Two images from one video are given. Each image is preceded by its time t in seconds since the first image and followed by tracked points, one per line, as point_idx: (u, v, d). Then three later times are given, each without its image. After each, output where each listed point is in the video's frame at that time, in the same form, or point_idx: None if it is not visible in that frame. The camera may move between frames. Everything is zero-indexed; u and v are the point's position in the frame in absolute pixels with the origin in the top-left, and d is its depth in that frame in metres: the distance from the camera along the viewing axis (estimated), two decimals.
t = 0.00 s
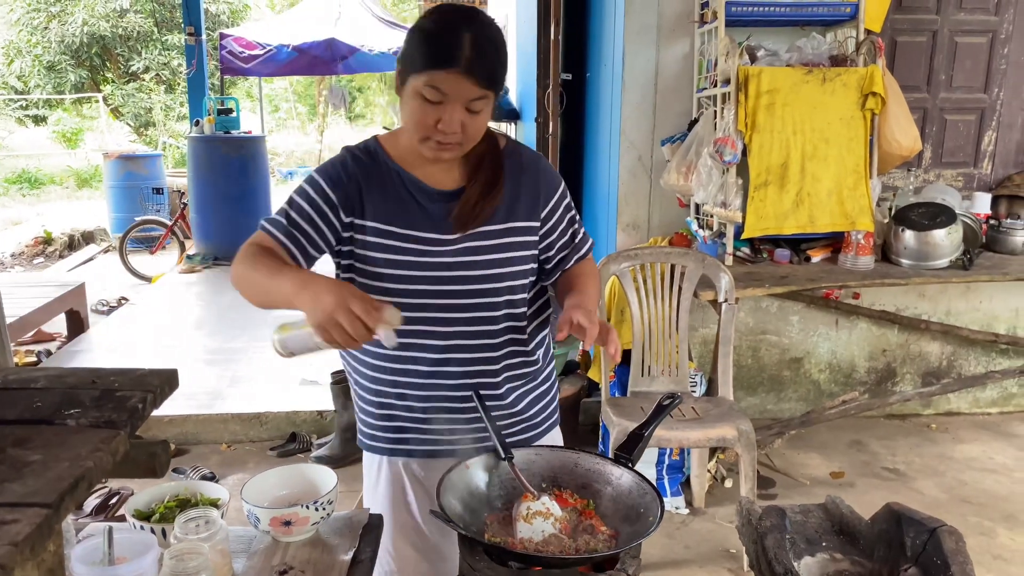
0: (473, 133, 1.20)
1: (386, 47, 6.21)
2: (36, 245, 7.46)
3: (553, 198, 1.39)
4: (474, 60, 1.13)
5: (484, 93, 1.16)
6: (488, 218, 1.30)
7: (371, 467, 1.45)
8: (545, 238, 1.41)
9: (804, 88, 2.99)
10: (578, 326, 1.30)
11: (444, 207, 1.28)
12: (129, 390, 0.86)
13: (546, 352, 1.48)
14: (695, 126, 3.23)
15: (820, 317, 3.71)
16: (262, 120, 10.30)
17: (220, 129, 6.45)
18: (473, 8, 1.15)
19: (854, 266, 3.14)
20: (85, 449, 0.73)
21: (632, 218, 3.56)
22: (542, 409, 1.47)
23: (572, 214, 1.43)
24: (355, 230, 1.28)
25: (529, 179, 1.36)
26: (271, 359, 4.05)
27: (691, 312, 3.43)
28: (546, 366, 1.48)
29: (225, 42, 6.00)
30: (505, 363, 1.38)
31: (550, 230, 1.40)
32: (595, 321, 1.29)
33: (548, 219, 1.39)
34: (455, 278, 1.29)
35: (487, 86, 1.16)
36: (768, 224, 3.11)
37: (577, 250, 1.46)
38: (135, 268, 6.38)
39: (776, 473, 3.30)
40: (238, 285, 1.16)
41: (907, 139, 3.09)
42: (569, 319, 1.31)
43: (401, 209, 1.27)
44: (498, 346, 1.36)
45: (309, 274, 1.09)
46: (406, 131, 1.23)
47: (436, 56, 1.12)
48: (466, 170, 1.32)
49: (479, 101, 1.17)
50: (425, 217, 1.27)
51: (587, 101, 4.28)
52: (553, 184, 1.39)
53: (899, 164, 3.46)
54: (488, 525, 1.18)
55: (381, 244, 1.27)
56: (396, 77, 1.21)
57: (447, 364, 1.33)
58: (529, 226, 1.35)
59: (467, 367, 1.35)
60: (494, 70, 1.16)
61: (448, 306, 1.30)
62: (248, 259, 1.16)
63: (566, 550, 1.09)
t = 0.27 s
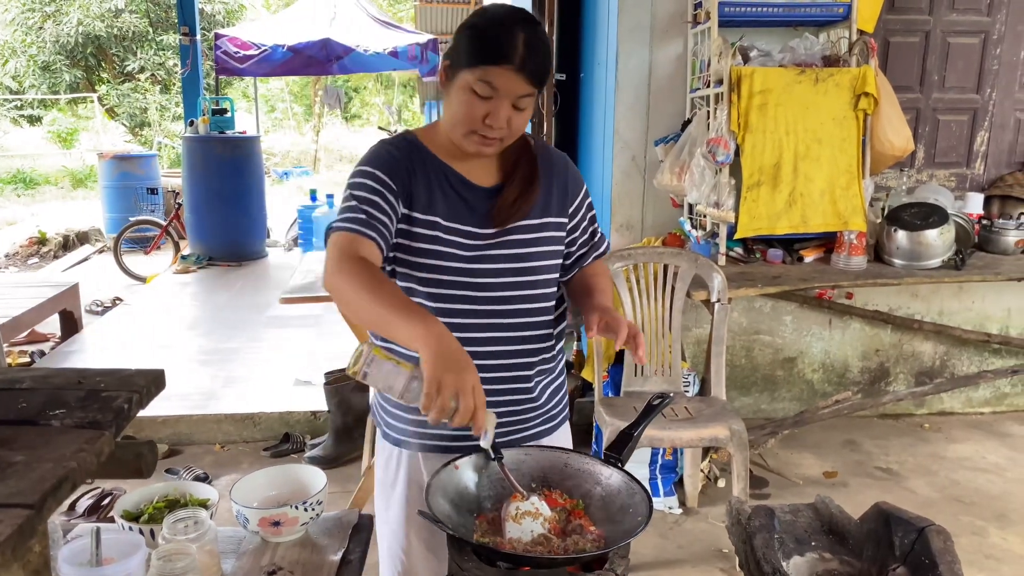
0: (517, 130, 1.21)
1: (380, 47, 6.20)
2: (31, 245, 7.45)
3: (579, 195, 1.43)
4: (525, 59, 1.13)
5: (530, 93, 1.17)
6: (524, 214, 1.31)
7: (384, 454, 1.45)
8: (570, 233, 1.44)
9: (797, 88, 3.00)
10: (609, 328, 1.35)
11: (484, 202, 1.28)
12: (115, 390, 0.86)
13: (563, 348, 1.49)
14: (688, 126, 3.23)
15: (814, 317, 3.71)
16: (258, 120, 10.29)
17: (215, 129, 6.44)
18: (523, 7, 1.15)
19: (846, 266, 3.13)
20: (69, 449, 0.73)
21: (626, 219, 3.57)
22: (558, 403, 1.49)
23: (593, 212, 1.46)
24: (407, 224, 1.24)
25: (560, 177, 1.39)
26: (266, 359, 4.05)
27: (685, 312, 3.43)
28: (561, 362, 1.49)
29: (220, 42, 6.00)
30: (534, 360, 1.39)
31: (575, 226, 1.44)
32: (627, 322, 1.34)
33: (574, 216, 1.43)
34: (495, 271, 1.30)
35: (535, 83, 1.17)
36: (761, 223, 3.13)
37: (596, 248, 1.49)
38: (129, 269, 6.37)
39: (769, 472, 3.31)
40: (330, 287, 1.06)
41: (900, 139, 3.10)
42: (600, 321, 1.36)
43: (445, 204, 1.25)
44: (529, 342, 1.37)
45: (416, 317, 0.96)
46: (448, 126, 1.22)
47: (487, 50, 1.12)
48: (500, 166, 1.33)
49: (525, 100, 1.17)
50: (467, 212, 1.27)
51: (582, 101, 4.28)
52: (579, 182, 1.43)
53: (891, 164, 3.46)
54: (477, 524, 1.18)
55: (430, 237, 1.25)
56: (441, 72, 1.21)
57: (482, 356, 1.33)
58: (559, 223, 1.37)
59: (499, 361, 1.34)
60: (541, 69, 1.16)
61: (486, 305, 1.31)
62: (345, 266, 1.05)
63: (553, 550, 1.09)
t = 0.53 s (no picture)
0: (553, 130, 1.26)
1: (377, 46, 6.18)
2: (27, 244, 7.43)
3: (594, 197, 1.50)
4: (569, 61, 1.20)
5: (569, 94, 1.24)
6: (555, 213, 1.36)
7: (400, 450, 1.48)
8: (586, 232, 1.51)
9: (792, 88, 3.00)
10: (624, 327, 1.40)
11: (516, 201, 1.33)
12: (102, 389, 0.86)
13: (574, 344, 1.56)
14: (684, 126, 3.22)
15: (809, 317, 3.72)
16: (255, 120, 10.27)
17: (212, 128, 6.43)
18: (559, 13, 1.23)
19: (842, 266, 3.15)
20: (54, 448, 0.73)
21: (621, 219, 3.57)
22: (566, 397, 1.57)
23: (604, 214, 1.54)
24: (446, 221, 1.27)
25: (579, 178, 1.45)
26: (262, 358, 4.05)
27: (680, 312, 3.44)
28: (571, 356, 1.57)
29: (217, 41, 5.98)
30: (553, 357, 1.46)
31: (590, 226, 1.51)
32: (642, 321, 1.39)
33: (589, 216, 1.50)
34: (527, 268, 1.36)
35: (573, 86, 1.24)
36: (756, 224, 3.12)
37: (606, 248, 1.56)
38: (125, 268, 6.36)
39: (764, 472, 3.31)
40: (382, 278, 1.05)
41: (895, 140, 3.10)
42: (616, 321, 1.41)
43: (481, 202, 1.29)
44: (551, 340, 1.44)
45: (472, 305, 0.94)
46: (486, 124, 1.26)
47: (533, 52, 1.18)
48: (526, 168, 1.38)
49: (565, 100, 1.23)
50: (500, 210, 1.31)
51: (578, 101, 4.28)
52: (593, 183, 1.50)
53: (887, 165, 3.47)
54: (467, 525, 1.18)
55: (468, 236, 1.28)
56: (479, 72, 1.25)
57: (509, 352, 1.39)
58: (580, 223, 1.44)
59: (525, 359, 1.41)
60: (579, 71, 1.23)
61: (517, 306, 1.37)
62: (396, 262, 1.04)
63: (543, 551, 1.09)
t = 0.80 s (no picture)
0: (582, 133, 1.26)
1: (378, 44, 6.17)
2: (27, 241, 7.43)
3: (608, 197, 1.51)
4: (603, 65, 1.19)
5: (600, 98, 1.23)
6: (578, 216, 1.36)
7: (415, 451, 1.47)
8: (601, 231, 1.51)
9: (793, 87, 2.99)
10: (634, 329, 1.41)
11: (541, 203, 1.32)
12: (95, 387, 0.86)
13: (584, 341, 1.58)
14: (684, 125, 3.21)
15: (809, 316, 3.71)
16: (256, 118, 10.26)
17: (212, 126, 6.43)
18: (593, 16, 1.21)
19: (842, 266, 3.14)
20: (46, 446, 0.73)
21: (620, 218, 3.56)
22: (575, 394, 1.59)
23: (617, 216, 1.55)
24: (475, 222, 1.26)
25: (595, 179, 1.46)
26: (261, 357, 4.05)
27: (679, 312, 3.43)
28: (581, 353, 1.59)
29: (218, 38, 5.98)
30: (570, 360, 1.46)
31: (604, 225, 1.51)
32: (651, 326, 1.40)
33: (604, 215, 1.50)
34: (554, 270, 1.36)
35: (605, 90, 1.23)
36: (755, 223, 3.12)
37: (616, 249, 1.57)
38: (125, 266, 6.36)
39: (763, 472, 3.30)
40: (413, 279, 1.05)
41: (895, 139, 3.09)
42: (626, 322, 1.41)
43: (509, 205, 1.28)
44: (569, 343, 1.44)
45: (498, 308, 0.95)
46: (515, 125, 1.25)
47: (568, 55, 1.17)
48: (550, 169, 1.37)
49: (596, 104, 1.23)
50: (526, 212, 1.31)
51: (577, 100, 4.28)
52: (607, 184, 1.51)
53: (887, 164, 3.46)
54: (463, 524, 1.18)
55: (496, 237, 1.27)
56: (510, 72, 1.24)
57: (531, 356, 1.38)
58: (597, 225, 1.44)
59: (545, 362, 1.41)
60: (611, 77, 1.23)
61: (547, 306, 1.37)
62: (419, 266, 1.05)
63: (538, 550, 1.08)
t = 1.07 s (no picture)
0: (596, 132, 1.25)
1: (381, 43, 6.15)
2: (31, 239, 7.44)
3: (620, 195, 1.51)
4: (617, 63, 1.19)
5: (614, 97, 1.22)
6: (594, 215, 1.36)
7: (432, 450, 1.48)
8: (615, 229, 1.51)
9: (796, 86, 2.98)
10: (647, 330, 1.41)
11: (558, 203, 1.32)
12: (95, 385, 0.86)
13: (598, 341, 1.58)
14: (687, 124, 3.21)
15: (812, 316, 3.70)
16: (259, 116, 10.27)
17: (215, 124, 6.43)
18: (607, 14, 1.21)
19: (845, 266, 3.11)
20: (45, 445, 0.73)
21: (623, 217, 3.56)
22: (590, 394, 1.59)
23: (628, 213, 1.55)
24: (493, 223, 1.25)
25: (608, 177, 1.46)
26: (263, 355, 4.05)
27: (682, 311, 3.43)
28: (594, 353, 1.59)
29: (222, 36, 6.01)
30: (589, 358, 1.46)
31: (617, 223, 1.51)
32: (663, 324, 1.39)
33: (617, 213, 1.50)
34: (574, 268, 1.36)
35: (619, 89, 1.23)
36: (758, 223, 3.11)
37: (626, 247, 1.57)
38: (128, 263, 6.37)
39: (765, 472, 3.30)
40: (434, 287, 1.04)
41: (899, 138, 3.08)
42: (638, 324, 1.42)
43: (527, 205, 1.28)
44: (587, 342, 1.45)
45: (506, 329, 0.95)
46: (528, 125, 1.25)
47: (582, 53, 1.16)
48: (565, 169, 1.37)
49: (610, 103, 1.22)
50: (543, 212, 1.30)
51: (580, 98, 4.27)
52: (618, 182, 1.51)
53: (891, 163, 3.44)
54: (464, 523, 1.17)
55: (515, 238, 1.27)
56: (524, 71, 1.23)
57: (552, 356, 1.39)
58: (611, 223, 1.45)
59: (566, 362, 1.41)
60: (626, 75, 1.22)
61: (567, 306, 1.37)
62: (437, 272, 1.05)
63: (539, 550, 1.08)
